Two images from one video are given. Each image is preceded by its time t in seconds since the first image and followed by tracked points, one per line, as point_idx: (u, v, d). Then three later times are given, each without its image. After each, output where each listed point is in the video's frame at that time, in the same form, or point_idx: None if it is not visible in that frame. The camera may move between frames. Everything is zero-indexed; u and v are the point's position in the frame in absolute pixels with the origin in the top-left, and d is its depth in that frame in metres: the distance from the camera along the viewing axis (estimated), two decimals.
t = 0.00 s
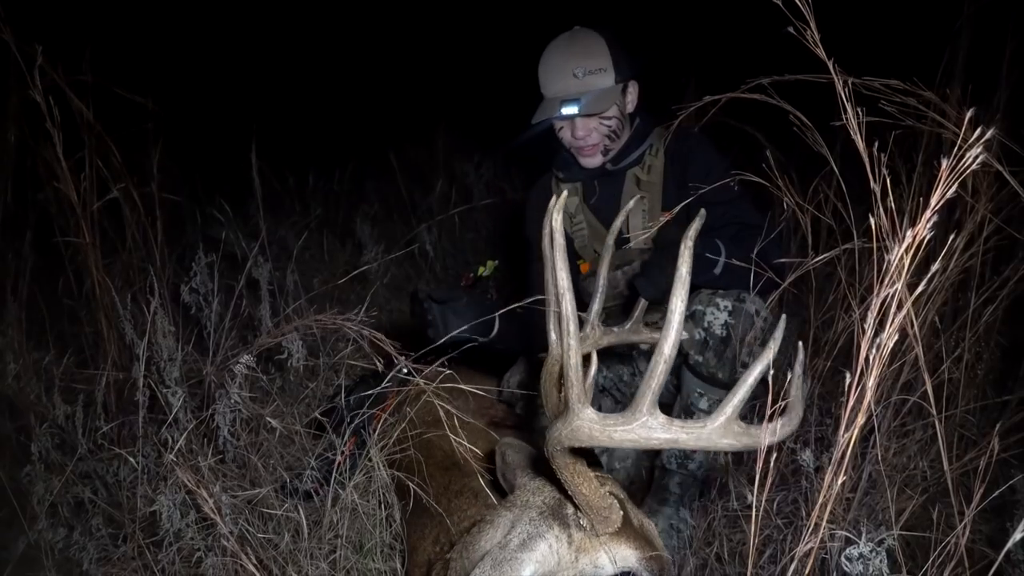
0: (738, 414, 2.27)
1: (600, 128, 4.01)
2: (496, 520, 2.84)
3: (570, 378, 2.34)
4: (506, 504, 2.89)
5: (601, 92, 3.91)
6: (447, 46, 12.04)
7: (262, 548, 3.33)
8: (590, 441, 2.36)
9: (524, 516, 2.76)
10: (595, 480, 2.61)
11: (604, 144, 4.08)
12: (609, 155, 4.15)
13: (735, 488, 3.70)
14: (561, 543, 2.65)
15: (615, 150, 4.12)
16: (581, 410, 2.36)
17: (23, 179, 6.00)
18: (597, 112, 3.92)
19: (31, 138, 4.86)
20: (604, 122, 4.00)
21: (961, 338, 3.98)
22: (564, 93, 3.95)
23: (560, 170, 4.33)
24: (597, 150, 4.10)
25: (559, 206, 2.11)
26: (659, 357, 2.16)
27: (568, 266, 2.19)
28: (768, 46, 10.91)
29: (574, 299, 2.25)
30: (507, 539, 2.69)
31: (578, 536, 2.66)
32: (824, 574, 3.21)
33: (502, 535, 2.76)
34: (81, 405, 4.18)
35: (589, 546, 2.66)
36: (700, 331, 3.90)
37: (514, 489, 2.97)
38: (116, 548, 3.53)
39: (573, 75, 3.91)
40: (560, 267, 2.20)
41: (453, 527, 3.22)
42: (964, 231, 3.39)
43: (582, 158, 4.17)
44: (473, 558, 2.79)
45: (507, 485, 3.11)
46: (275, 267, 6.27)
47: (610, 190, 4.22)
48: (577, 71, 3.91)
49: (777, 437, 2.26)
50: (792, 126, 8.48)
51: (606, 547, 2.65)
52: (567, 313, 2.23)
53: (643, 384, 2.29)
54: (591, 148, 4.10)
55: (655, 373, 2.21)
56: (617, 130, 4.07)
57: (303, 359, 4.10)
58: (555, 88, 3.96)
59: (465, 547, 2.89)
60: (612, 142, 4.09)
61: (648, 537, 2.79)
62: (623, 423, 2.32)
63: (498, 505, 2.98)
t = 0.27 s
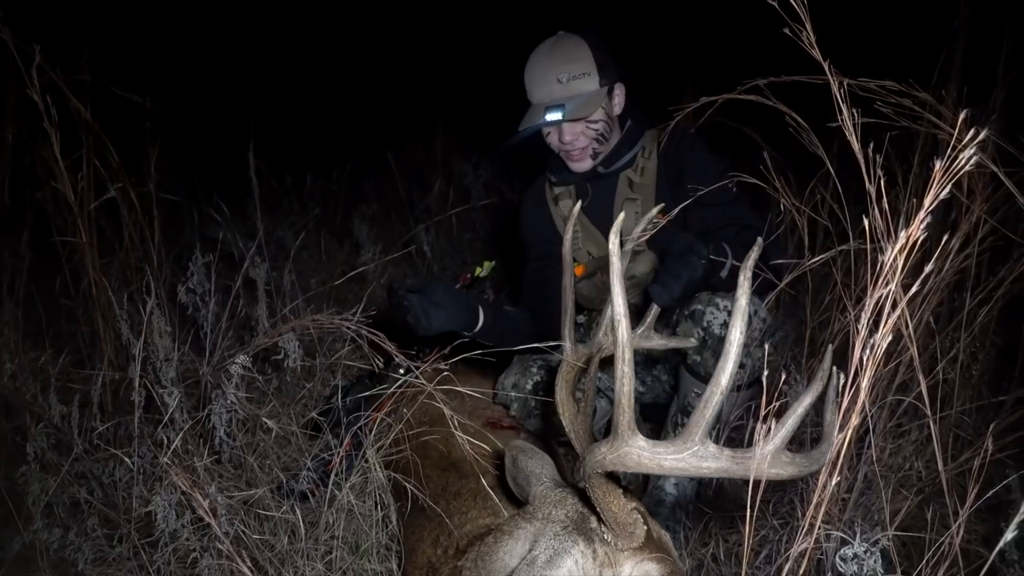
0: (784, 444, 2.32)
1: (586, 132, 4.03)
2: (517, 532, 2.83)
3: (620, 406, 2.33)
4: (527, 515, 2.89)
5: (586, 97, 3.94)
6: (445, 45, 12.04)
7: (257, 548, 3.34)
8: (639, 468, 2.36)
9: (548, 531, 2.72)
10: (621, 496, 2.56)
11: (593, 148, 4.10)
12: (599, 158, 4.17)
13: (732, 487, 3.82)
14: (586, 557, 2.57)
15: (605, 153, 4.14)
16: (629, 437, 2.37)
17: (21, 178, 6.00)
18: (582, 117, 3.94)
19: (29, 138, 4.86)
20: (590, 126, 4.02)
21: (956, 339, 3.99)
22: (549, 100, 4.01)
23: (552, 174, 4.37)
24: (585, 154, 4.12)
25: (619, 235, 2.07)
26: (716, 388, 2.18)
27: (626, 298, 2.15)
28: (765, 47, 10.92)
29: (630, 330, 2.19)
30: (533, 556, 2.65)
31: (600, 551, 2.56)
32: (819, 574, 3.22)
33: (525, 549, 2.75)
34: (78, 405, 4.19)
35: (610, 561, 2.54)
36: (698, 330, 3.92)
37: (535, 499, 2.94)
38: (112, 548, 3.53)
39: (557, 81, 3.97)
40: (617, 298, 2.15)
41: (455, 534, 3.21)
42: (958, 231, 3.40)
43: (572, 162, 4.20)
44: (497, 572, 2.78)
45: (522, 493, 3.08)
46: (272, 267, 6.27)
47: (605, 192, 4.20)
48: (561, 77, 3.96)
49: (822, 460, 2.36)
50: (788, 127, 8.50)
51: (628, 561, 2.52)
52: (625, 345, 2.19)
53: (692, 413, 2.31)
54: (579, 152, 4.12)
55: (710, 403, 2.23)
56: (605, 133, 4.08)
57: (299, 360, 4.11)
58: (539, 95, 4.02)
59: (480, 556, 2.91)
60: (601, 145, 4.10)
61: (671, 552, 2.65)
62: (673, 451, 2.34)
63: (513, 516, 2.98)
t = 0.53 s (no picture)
0: (784, 447, 2.34)
1: (585, 134, 4.01)
2: (517, 533, 2.84)
3: (621, 408, 2.33)
4: (527, 517, 2.90)
5: (584, 99, 3.93)
6: (442, 46, 12.04)
7: (256, 550, 3.34)
8: (639, 470, 2.37)
9: (547, 532, 2.73)
10: (622, 498, 2.56)
11: (591, 150, 4.09)
12: (598, 159, 4.16)
13: (731, 487, 3.83)
14: (586, 559, 2.58)
15: (603, 155, 4.14)
16: (630, 438, 2.38)
17: (18, 180, 5.99)
18: (581, 120, 3.93)
19: (26, 139, 4.85)
20: (588, 129, 4.01)
21: (954, 340, 3.99)
22: (546, 102, 3.99)
23: (551, 176, 4.37)
24: (583, 155, 4.12)
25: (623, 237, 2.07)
26: (718, 390, 2.19)
27: (629, 300, 2.15)
28: (762, 48, 10.93)
29: (633, 332, 2.20)
30: (533, 557, 2.67)
31: (600, 554, 2.56)
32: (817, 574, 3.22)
33: (524, 551, 2.76)
34: (76, 407, 4.19)
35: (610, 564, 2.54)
36: (698, 331, 3.93)
37: (535, 501, 2.95)
38: (110, 550, 3.53)
39: (554, 84, 3.95)
40: (619, 300, 2.15)
41: (452, 536, 3.21)
42: (957, 233, 3.40)
43: (571, 164, 4.19)
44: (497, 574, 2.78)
45: (522, 495, 3.09)
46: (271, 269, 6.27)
47: (603, 194, 4.22)
48: (558, 80, 3.95)
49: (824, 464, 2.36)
50: (786, 128, 8.50)
51: (628, 563, 2.52)
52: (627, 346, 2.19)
53: (693, 415, 2.32)
54: (577, 155, 4.11)
55: (711, 405, 2.24)
56: (604, 135, 4.08)
57: (297, 361, 4.10)
58: (536, 98, 4.00)
59: (479, 557, 2.92)
60: (599, 146, 4.10)
61: (670, 554, 2.64)
62: (674, 453, 2.34)
63: (512, 518, 2.99)
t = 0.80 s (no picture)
0: (778, 447, 2.33)
1: (584, 134, 4.02)
2: (514, 534, 2.84)
3: (614, 409, 2.34)
4: (524, 518, 2.89)
5: (584, 100, 3.94)
6: (441, 48, 12.05)
7: (254, 552, 3.34)
8: (632, 470, 2.38)
9: (543, 533, 2.74)
10: (617, 498, 2.58)
11: (591, 150, 4.10)
12: (597, 160, 4.17)
13: (730, 488, 3.82)
14: (581, 560, 2.58)
15: (602, 155, 4.15)
16: (624, 439, 2.39)
17: (17, 182, 5.99)
18: (580, 121, 3.94)
19: (25, 141, 4.85)
20: (587, 130, 4.02)
21: (952, 342, 4.00)
22: (546, 103, 3.99)
23: (550, 178, 4.37)
24: (582, 156, 4.13)
25: (614, 239, 2.07)
26: (710, 391, 2.19)
27: (621, 302, 2.16)
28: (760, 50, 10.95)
29: (625, 333, 2.20)
30: (529, 558, 2.67)
31: (596, 555, 2.56)
32: None
33: (520, 552, 2.75)
34: (74, 408, 4.19)
35: (605, 565, 2.54)
36: (696, 333, 3.94)
37: (532, 502, 2.95)
38: (108, 552, 3.53)
39: (554, 84, 3.96)
40: (611, 302, 2.16)
41: (449, 537, 3.21)
42: (955, 234, 3.41)
43: (569, 164, 4.19)
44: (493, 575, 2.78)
45: (519, 496, 3.10)
46: (270, 270, 6.27)
47: (603, 195, 4.22)
48: (558, 81, 3.95)
49: (818, 464, 2.36)
50: (785, 130, 8.52)
51: (624, 564, 2.51)
52: (619, 348, 2.20)
53: (687, 416, 2.32)
54: (576, 155, 4.12)
55: (705, 406, 2.24)
56: (603, 135, 4.09)
57: (296, 363, 4.11)
58: (536, 99, 4.00)
59: (475, 558, 2.92)
60: (598, 147, 4.11)
61: (667, 556, 2.61)
62: (668, 454, 2.34)
63: (510, 519, 2.99)
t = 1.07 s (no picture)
0: (773, 444, 2.34)
1: (579, 132, 4.02)
2: (506, 533, 2.83)
3: (610, 407, 2.33)
4: (515, 517, 2.89)
5: (579, 97, 3.93)
6: (435, 46, 12.02)
7: (245, 551, 3.32)
8: (628, 469, 2.36)
9: (535, 531, 2.72)
10: (612, 496, 2.55)
11: (585, 147, 4.10)
12: (591, 157, 4.16)
13: (722, 486, 3.82)
14: (576, 558, 2.57)
15: (597, 152, 4.14)
16: (620, 437, 2.37)
17: (8, 181, 5.97)
18: (576, 120, 3.93)
19: (15, 139, 4.83)
20: (582, 126, 4.02)
21: (944, 338, 4.01)
22: (541, 101, 3.98)
23: (542, 177, 4.36)
24: (577, 153, 4.13)
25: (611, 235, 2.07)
26: (706, 388, 2.18)
27: (618, 299, 2.15)
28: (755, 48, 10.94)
29: (621, 330, 2.19)
30: (522, 557, 2.66)
31: (590, 553, 2.55)
32: (808, 573, 3.22)
33: (514, 550, 2.74)
34: (64, 408, 4.17)
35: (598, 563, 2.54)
36: (689, 330, 3.93)
37: (525, 500, 2.94)
38: (98, 552, 3.51)
39: (550, 82, 3.94)
40: (608, 298, 2.15)
41: (442, 535, 3.21)
42: (946, 231, 3.41)
43: (563, 161, 4.19)
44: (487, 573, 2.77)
45: (512, 495, 3.10)
46: (262, 269, 6.25)
47: (596, 192, 4.21)
48: (554, 79, 3.93)
49: (811, 461, 2.36)
50: (778, 128, 8.52)
51: (618, 562, 2.51)
52: (615, 343, 2.18)
53: (683, 413, 2.31)
54: (571, 152, 4.11)
55: (701, 403, 2.23)
56: (597, 132, 4.09)
57: (288, 361, 4.09)
58: (531, 96, 3.99)
59: (468, 557, 2.91)
60: (593, 144, 4.11)
61: (661, 554, 2.64)
62: (663, 452, 2.33)
63: (502, 517, 2.98)
